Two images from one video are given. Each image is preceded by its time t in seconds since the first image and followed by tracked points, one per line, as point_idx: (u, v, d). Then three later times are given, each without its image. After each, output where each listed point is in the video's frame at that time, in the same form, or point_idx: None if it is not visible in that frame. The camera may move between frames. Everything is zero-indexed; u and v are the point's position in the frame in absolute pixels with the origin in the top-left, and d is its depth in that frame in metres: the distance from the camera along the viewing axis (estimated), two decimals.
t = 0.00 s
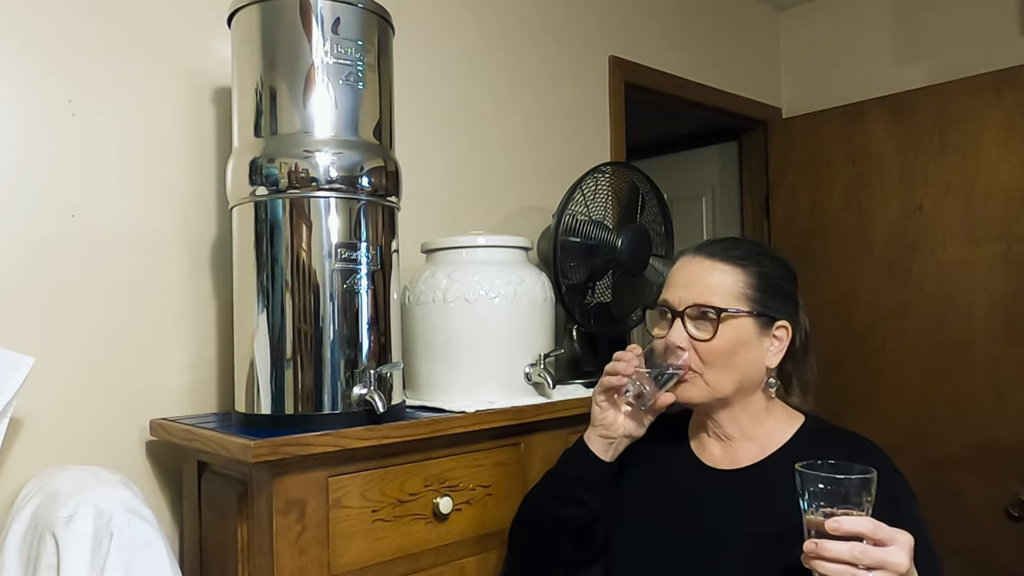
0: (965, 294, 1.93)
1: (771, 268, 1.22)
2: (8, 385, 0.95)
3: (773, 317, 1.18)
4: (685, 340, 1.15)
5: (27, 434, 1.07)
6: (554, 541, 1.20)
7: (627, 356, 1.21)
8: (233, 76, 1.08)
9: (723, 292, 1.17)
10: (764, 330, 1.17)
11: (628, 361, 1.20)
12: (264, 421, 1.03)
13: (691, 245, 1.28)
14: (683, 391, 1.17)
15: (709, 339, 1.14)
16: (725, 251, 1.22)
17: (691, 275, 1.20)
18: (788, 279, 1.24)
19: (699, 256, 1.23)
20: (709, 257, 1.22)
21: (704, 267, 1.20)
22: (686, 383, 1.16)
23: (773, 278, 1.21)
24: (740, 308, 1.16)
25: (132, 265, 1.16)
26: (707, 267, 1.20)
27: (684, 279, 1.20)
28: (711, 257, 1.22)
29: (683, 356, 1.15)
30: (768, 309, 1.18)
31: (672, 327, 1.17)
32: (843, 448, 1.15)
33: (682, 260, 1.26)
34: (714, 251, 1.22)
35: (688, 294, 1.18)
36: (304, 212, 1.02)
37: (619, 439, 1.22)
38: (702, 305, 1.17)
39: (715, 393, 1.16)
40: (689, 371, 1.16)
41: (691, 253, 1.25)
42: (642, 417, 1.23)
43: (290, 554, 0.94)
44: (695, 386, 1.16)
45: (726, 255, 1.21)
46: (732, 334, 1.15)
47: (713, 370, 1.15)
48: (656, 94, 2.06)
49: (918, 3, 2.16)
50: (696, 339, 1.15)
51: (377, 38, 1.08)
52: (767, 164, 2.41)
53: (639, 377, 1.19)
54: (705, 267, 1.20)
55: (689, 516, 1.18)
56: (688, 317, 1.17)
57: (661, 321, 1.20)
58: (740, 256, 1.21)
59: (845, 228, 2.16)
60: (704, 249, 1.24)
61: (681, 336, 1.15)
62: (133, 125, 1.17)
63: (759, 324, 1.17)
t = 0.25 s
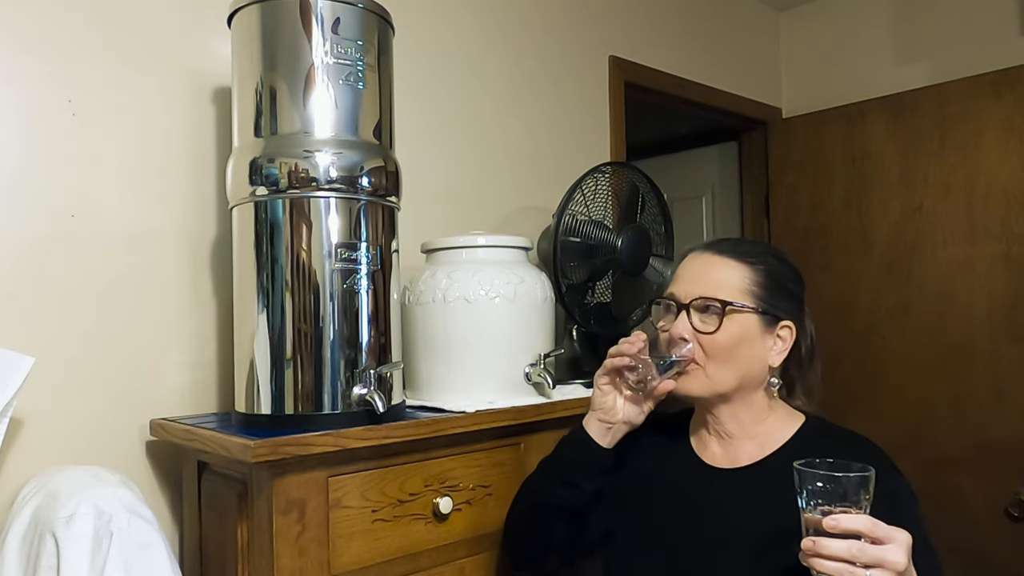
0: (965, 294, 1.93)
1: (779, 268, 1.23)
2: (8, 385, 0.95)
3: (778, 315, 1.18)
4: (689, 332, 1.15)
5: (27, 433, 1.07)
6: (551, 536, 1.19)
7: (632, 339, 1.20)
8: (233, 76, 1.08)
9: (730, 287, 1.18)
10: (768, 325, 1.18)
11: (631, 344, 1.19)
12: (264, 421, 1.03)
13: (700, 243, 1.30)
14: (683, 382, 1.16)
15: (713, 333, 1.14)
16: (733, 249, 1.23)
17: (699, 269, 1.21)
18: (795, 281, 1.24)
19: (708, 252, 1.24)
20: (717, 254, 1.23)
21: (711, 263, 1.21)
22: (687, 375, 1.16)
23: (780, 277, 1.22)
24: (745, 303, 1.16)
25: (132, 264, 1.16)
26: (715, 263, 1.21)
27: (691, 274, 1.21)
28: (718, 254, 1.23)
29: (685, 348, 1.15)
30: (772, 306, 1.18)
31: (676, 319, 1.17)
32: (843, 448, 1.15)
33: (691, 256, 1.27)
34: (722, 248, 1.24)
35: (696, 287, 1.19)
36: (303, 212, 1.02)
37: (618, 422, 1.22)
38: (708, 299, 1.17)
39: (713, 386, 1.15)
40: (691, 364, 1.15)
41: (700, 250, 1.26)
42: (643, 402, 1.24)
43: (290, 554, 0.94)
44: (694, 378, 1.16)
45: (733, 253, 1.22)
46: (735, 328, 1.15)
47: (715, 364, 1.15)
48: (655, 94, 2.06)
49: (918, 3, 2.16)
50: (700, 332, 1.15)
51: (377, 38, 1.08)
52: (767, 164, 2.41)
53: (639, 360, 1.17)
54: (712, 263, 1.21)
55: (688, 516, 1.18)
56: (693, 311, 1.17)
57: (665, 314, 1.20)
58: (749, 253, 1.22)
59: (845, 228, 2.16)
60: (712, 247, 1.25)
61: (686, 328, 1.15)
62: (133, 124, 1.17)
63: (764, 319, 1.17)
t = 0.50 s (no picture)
0: (965, 294, 1.93)
1: (782, 267, 1.23)
2: (9, 384, 0.95)
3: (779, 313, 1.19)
4: (688, 328, 1.15)
5: (27, 433, 1.07)
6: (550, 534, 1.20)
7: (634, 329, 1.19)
8: (233, 76, 1.08)
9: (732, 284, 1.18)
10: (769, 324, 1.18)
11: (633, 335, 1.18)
12: (264, 421, 1.03)
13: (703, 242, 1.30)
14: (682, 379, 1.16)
15: (713, 329, 1.14)
16: (736, 247, 1.24)
17: (702, 266, 1.21)
18: (797, 281, 1.25)
19: (711, 250, 1.25)
20: (721, 251, 1.23)
21: (714, 259, 1.22)
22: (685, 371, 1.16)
23: (781, 276, 1.22)
24: (747, 300, 1.17)
25: (132, 265, 1.16)
26: (717, 261, 1.21)
27: (694, 271, 1.21)
28: (721, 251, 1.23)
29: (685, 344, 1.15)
30: (774, 304, 1.19)
31: (677, 315, 1.17)
32: (843, 448, 1.15)
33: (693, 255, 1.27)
34: (724, 246, 1.24)
35: (698, 284, 1.19)
36: (304, 212, 1.02)
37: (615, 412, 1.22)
38: (710, 295, 1.17)
39: (711, 383, 1.15)
40: (690, 361, 1.15)
41: (703, 248, 1.27)
42: (643, 394, 1.22)
43: (290, 554, 0.94)
44: (693, 375, 1.15)
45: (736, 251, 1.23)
46: (735, 325, 1.15)
47: (715, 360, 1.15)
48: (656, 94, 2.06)
49: (918, 3, 2.16)
50: (701, 327, 1.15)
51: (377, 39, 1.08)
52: (767, 164, 2.41)
53: (639, 351, 1.16)
54: (715, 260, 1.22)
55: (688, 515, 1.18)
56: (695, 306, 1.17)
57: (667, 311, 1.20)
58: (751, 251, 1.23)
59: (845, 227, 2.16)
60: (715, 245, 1.26)
61: (687, 323, 1.15)
62: (133, 124, 1.17)
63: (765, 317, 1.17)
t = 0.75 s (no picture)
0: (965, 294, 1.93)
1: (780, 267, 1.23)
2: (9, 385, 0.95)
3: (776, 314, 1.19)
4: (687, 327, 1.15)
5: (27, 433, 1.07)
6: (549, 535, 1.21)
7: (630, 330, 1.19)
8: (233, 76, 1.08)
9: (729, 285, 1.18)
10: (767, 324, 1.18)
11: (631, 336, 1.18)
12: (264, 421, 1.03)
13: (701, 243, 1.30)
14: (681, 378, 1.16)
15: (712, 328, 1.14)
16: (734, 247, 1.24)
17: (699, 267, 1.21)
18: (795, 282, 1.25)
19: (708, 251, 1.24)
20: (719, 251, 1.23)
21: (712, 259, 1.22)
22: (684, 371, 1.16)
23: (780, 276, 1.22)
24: (745, 300, 1.17)
25: (132, 265, 1.16)
26: (715, 261, 1.21)
27: (691, 272, 1.21)
28: (719, 251, 1.23)
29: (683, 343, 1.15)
30: (771, 305, 1.19)
31: (676, 315, 1.17)
32: (842, 448, 1.15)
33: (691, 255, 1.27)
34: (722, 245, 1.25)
35: (696, 284, 1.19)
36: (304, 212, 1.02)
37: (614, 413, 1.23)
38: (709, 295, 1.17)
39: (710, 383, 1.15)
40: (689, 360, 1.15)
41: (700, 249, 1.26)
42: (642, 394, 1.23)
43: (290, 554, 0.94)
44: (692, 374, 1.15)
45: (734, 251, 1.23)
46: (734, 325, 1.15)
47: (712, 359, 1.15)
48: (656, 94, 2.06)
49: (918, 3, 2.16)
50: (700, 327, 1.15)
51: (377, 39, 1.08)
52: (767, 163, 2.41)
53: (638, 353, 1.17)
54: (713, 260, 1.21)
55: (688, 515, 1.18)
56: (693, 306, 1.17)
57: (665, 311, 1.20)
58: (749, 251, 1.23)
59: (845, 227, 2.16)
60: (713, 246, 1.25)
61: (686, 322, 1.15)
62: (132, 124, 1.17)
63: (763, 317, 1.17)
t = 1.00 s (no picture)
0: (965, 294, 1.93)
1: (773, 268, 1.23)
2: (9, 385, 0.95)
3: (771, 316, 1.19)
4: (683, 335, 1.15)
5: (27, 433, 1.07)
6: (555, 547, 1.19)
7: (624, 363, 1.17)
8: (233, 77, 1.08)
9: (722, 291, 1.17)
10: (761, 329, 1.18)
11: (625, 370, 1.17)
12: (264, 421, 1.03)
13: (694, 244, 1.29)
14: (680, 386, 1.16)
15: (708, 336, 1.14)
16: (725, 250, 1.23)
17: (692, 270, 1.21)
18: (789, 281, 1.25)
19: (701, 253, 1.24)
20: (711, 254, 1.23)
21: (703, 264, 1.21)
22: (684, 379, 1.16)
23: (774, 278, 1.22)
24: (739, 306, 1.17)
25: (132, 265, 1.16)
26: (707, 265, 1.20)
27: (684, 275, 1.21)
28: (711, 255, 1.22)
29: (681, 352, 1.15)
30: (765, 308, 1.18)
31: (670, 322, 1.17)
32: (840, 447, 1.15)
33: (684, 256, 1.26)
34: (715, 246, 1.24)
35: (689, 289, 1.19)
36: (304, 212, 1.02)
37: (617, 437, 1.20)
38: (703, 302, 1.16)
39: (710, 390, 1.16)
40: (687, 368, 1.15)
41: (693, 250, 1.26)
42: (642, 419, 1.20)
43: (290, 554, 0.94)
44: (691, 382, 1.16)
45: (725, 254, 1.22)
46: (730, 331, 1.15)
47: (709, 365, 1.15)
48: (655, 94, 2.06)
49: (918, 4, 2.16)
50: (695, 334, 1.15)
51: (377, 38, 1.08)
52: (767, 163, 2.41)
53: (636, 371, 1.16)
54: (705, 264, 1.21)
55: (688, 514, 1.18)
56: (687, 313, 1.17)
57: (660, 317, 1.20)
58: (743, 253, 1.22)
59: (845, 227, 2.16)
60: (706, 247, 1.25)
61: (681, 331, 1.15)
62: (133, 125, 1.17)
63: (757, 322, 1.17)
